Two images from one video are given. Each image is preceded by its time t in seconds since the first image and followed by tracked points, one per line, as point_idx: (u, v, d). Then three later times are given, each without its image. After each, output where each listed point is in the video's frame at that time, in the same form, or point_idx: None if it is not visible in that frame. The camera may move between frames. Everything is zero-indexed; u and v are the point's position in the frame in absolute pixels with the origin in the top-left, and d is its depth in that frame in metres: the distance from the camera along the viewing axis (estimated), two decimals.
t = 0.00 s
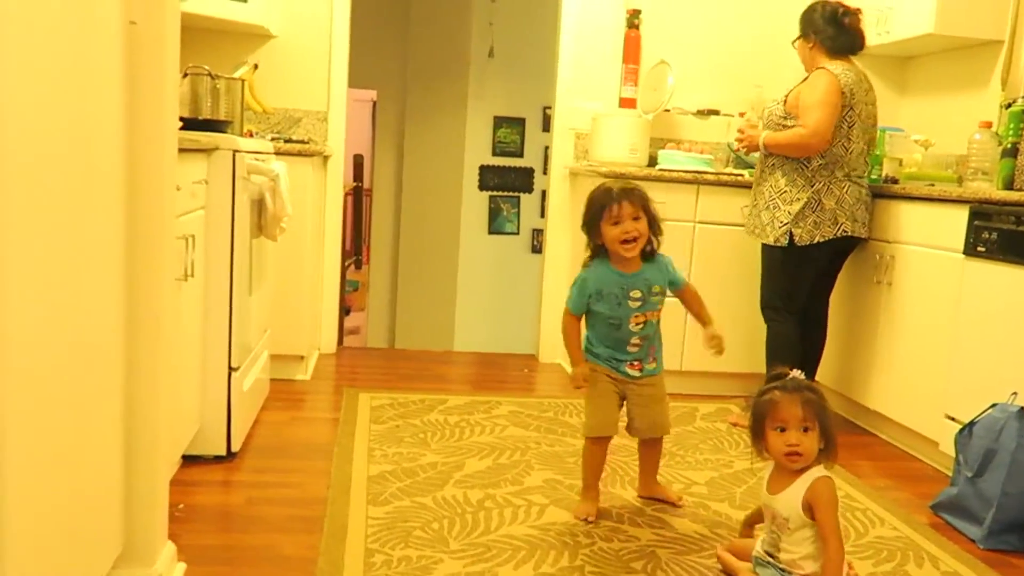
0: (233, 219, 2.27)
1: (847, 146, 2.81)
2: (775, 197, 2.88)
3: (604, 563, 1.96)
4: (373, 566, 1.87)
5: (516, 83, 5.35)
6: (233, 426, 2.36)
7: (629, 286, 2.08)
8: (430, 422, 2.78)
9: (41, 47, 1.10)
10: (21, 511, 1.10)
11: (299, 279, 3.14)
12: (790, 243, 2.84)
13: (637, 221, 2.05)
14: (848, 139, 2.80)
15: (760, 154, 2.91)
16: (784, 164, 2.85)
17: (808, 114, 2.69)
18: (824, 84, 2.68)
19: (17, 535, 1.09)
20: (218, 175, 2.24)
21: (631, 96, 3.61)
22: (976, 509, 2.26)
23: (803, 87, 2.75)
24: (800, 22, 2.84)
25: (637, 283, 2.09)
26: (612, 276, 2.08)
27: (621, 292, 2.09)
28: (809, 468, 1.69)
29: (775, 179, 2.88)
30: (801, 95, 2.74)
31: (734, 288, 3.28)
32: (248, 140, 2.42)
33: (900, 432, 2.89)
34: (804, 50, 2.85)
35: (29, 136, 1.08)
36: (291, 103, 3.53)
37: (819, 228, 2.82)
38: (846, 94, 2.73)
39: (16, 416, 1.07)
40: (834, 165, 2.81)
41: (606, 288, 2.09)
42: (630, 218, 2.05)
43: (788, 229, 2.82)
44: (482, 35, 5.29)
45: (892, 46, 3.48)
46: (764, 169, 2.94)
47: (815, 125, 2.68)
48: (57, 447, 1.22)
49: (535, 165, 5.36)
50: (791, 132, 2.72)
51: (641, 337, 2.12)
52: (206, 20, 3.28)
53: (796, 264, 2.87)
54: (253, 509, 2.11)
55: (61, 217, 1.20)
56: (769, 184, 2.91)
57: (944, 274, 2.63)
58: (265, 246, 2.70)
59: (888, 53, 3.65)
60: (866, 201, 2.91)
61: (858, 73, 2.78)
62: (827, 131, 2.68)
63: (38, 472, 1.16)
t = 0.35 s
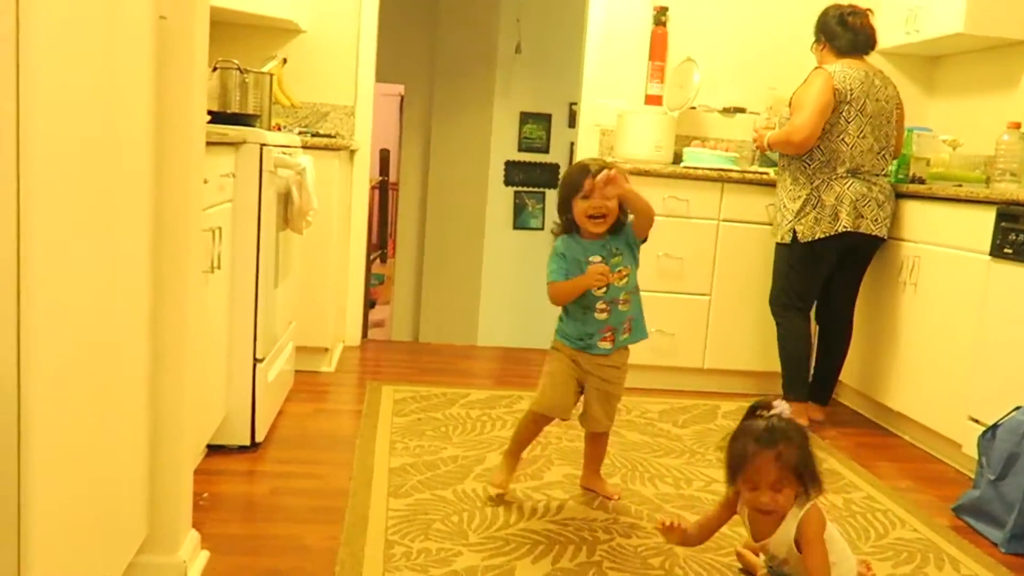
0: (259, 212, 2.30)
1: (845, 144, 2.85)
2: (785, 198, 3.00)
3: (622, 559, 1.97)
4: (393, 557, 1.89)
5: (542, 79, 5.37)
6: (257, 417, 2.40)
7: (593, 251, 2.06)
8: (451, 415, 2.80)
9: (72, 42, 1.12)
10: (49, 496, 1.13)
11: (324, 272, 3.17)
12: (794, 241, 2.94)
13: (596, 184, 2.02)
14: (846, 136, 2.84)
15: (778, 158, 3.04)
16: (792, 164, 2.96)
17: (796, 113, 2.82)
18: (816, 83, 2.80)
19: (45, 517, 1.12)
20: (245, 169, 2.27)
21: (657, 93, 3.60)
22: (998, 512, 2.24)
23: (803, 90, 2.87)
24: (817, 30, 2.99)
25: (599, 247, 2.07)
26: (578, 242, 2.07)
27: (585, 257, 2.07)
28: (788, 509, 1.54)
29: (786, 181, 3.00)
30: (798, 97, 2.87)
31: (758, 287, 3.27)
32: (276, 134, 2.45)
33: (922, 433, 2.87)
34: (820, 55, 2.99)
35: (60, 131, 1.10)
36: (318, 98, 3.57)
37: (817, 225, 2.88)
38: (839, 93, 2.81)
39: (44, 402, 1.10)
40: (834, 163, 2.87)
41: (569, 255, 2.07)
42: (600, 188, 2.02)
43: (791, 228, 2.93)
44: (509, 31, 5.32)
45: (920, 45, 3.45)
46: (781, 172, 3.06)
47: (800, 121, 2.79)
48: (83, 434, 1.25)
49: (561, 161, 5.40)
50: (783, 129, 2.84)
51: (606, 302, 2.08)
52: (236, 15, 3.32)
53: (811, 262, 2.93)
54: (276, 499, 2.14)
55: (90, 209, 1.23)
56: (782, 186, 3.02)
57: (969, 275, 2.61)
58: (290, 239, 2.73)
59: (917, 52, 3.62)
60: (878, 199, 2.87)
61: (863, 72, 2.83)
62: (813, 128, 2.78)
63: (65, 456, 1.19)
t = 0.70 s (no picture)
0: (251, 205, 2.32)
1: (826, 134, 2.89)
2: (770, 189, 3.05)
3: (611, 548, 1.99)
4: (384, 546, 1.91)
5: (535, 73, 5.38)
6: (249, 409, 2.41)
7: (528, 244, 2.01)
8: (443, 407, 2.82)
9: (64, 39, 1.14)
10: (43, 485, 1.15)
11: (318, 264, 3.18)
12: (777, 231, 2.98)
13: (543, 175, 2.00)
14: (826, 126, 2.89)
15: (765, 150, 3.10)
16: (778, 156, 3.02)
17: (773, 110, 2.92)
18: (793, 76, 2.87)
19: (40, 505, 1.15)
20: (237, 162, 2.28)
21: (649, 86, 3.65)
22: (984, 501, 2.27)
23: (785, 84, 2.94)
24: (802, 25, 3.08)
25: (535, 244, 2.02)
26: (512, 227, 2.03)
27: (517, 247, 2.02)
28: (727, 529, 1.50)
29: (773, 172, 3.05)
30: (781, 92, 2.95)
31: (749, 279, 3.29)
32: (268, 127, 2.46)
33: (912, 424, 2.90)
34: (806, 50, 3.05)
35: (52, 123, 1.12)
36: (311, 91, 3.58)
37: (799, 214, 2.92)
38: (820, 85, 2.85)
39: (38, 392, 1.12)
40: (815, 154, 2.92)
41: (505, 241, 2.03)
42: (553, 174, 2.00)
43: (774, 218, 2.97)
44: (502, 24, 5.33)
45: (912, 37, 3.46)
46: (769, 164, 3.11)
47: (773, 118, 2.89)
48: (77, 424, 1.27)
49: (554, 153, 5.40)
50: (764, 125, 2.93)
51: (526, 301, 2.03)
52: (230, 9, 3.33)
53: (795, 254, 2.96)
54: (269, 489, 2.16)
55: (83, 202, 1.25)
56: (769, 177, 3.08)
57: (957, 267, 2.64)
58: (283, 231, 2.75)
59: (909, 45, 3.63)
60: (860, 190, 2.91)
61: (846, 64, 2.89)
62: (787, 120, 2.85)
63: (59, 446, 1.21)
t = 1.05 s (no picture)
0: (211, 213, 2.30)
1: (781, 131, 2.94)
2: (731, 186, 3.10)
3: (579, 548, 2.00)
4: (352, 553, 1.91)
5: (497, 77, 5.43)
6: (214, 418, 2.40)
7: (518, 255, 1.98)
8: (410, 412, 2.82)
9: (18, 50, 1.13)
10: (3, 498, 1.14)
11: (281, 272, 3.17)
12: (735, 228, 3.02)
13: (525, 183, 1.98)
14: (781, 124, 2.94)
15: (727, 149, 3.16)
16: (739, 154, 3.06)
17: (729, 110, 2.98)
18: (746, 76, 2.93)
19: None
20: (196, 171, 2.27)
21: (609, 89, 3.65)
22: (945, 492, 2.31)
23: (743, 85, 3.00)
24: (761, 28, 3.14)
25: (524, 255, 2.00)
26: (499, 238, 1.99)
27: (506, 258, 1.99)
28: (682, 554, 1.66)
29: (734, 169, 3.09)
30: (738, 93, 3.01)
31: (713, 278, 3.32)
32: (228, 135, 2.45)
33: (874, 417, 2.94)
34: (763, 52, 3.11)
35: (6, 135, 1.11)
36: (272, 99, 3.56)
37: (757, 210, 2.96)
38: (774, 83, 2.91)
39: None
40: (773, 150, 2.96)
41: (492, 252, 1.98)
42: (532, 182, 1.99)
43: (733, 215, 3.01)
44: (462, 30, 5.36)
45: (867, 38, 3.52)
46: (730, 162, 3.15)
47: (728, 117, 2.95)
48: (37, 438, 1.26)
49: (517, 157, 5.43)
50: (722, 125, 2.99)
51: (514, 314, 2.02)
52: (188, 16, 3.31)
53: (754, 252, 3.01)
54: (236, 498, 2.15)
55: (39, 213, 1.24)
56: (731, 174, 3.12)
57: (915, 262, 2.68)
58: (246, 240, 2.73)
59: (865, 45, 3.70)
60: (818, 187, 2.96)
61: (801, 63, 2.95)
62: (742, 117, 2.90)
63: (20, 461, 1.19)
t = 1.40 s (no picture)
0: (178, 221, 2.29)
1: (746, 127, 2.99)
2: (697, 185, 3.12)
3: (555, 548, 2.00)
4: (326, 559, 1.90)
5: (464, 80, 5.46)
6: (184, 428, 2.38)
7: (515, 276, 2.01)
8: (383, 417, 2.81)
9: None
10: None
11: (250, 279, 3.14)
12: (703, 225, 3.04)
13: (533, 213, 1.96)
14: (745, 120, 2.99)
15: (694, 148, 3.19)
16: (704, 151, 3.10)
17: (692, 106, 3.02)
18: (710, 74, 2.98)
19: None
20: (161, 179, 2.25)
21: (575, 91, 3.68)
22: (914, 483, 2.34)
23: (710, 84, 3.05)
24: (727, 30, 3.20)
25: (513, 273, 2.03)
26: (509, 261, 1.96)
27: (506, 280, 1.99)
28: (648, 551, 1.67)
29: (700, 167, 3.12)
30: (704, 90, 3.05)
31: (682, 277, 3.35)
32: (193, 143, 2.43)
33: (843, 412, 2.98)
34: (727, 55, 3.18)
35: None
36: (238, 106, 3.54)
37: (722, 206, 2.99)
38: (736, 79, 2.96)
39: None
40: (738, 147, 3.00)
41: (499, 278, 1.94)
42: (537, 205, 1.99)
43: (700, 212, 3.04)
44: (429, 34, 5.38)
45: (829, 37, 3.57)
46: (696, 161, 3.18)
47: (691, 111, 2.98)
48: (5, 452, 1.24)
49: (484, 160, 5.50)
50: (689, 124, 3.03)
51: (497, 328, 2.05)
52: (151, 24, 3.28)
53: (722, 248, 3.03)
54: (208, 508, 2.13)
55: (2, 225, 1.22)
56: (696, 173, 3.15)
57: (880, 258, 2.72)
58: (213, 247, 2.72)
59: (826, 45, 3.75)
60: (783, 183, 2.99)
61: (766, 61, 3.01)
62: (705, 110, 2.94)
63: None
